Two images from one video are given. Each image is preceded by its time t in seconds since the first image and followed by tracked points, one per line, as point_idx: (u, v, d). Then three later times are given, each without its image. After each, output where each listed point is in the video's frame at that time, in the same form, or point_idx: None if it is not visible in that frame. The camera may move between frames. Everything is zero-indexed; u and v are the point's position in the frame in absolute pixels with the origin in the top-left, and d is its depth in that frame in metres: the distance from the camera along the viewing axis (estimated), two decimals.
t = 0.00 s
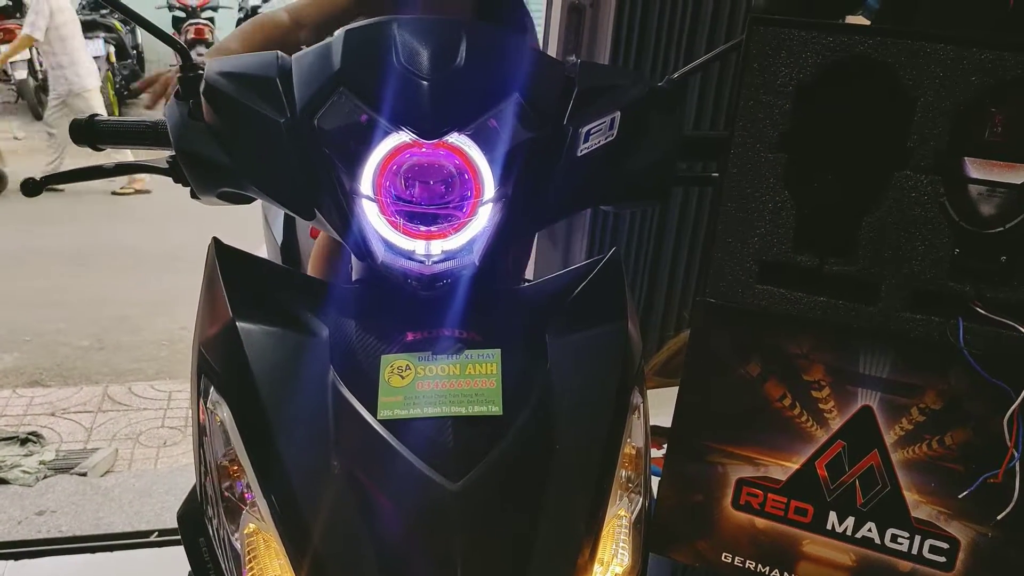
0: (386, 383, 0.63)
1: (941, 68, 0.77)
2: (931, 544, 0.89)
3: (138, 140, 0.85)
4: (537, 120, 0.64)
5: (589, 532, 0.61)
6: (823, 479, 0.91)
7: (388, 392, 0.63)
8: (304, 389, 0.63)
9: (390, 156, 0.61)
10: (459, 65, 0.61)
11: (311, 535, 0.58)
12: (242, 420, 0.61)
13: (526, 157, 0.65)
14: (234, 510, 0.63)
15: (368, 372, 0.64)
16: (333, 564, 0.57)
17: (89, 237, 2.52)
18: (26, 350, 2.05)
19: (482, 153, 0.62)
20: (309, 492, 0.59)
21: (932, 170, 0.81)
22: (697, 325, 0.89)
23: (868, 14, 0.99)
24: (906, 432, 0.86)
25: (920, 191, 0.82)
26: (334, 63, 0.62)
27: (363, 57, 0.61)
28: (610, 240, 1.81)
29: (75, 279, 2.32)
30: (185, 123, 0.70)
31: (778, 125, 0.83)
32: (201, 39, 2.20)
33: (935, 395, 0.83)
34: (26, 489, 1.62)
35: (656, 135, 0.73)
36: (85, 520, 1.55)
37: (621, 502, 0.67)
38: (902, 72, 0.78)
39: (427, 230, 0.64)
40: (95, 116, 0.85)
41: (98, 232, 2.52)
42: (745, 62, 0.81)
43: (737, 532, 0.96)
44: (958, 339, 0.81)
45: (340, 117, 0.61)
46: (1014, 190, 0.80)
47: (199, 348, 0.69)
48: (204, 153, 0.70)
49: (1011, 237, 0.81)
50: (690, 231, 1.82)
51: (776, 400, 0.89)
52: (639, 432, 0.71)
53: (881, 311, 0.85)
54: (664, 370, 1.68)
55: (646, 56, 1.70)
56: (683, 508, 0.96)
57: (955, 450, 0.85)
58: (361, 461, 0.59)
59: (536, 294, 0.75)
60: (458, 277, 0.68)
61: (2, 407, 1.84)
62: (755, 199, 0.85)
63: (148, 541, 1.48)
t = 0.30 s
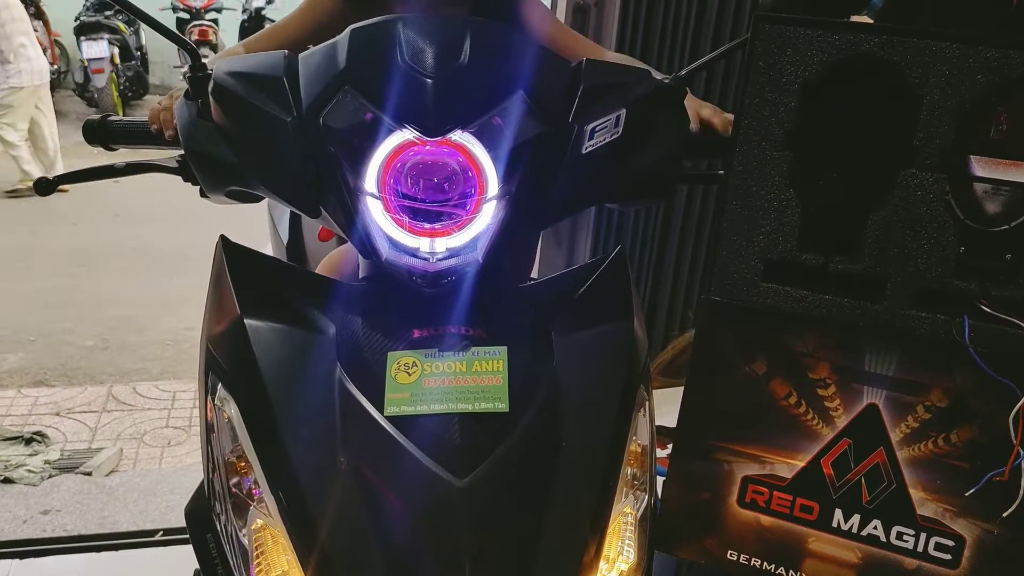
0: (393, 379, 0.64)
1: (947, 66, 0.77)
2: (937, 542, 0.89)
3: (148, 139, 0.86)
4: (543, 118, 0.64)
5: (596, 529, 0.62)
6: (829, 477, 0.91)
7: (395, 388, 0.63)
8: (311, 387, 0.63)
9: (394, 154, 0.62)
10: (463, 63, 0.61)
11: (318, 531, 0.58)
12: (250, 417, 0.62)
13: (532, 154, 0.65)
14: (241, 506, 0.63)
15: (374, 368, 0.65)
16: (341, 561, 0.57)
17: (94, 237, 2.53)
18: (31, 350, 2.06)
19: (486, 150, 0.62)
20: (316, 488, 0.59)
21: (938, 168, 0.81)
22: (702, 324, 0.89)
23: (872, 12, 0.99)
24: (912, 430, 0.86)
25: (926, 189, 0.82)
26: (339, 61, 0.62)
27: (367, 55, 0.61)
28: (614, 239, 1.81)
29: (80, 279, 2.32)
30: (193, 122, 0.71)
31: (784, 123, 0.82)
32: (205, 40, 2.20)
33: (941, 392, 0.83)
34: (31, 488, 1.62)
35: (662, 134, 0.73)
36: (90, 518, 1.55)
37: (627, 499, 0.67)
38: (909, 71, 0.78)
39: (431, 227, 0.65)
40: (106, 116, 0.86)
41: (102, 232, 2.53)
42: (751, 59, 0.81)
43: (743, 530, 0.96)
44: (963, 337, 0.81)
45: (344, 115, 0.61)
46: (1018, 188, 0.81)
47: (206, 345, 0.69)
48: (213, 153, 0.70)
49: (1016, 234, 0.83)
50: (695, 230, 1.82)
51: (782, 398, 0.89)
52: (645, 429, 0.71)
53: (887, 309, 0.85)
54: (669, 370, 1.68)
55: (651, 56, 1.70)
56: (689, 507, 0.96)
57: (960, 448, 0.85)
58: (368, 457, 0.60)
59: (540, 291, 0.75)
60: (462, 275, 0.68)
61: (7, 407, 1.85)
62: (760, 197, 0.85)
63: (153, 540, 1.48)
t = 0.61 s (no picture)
0: (403, 382, 0.64)
1: (958, 69, 0.77)
2: (948, 544, 0.89)
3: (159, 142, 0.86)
4: (554, 119, 0.64)
5: (607, 530, 0.62)
6: (840, 479, 0.91)
7: (406, 390, 0.63)
8: (320, 387, 0.63)
9: (404, 156, 0.62)
10: (472, 66, 0.61)
11: (329, 533, 0.58)
12: (261, 419, 0.62)
13: (542, 155, 0.64)
14: (252, 508, 0.63)
15: (385, 370, 0.65)
16: (351, 563, 0.57)
17: (101, 237, 2.54)
18: (39, 349, 2.06)
19: (496, 153, 0.62)
20: (326, 489, 0.59)
21: (950, 170, 0.80)
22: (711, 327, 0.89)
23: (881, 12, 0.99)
24: (924, 433, 0.86)
25: (937, 192, 0.81)
26: (349, 63, 0.62)
27: (377, 58, 0.61)
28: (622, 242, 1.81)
29: (88, 279, 2.33)
30: (203, 125, 0.71)
31: (794, 125, 0.82)
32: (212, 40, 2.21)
33: (953, 395, 0.83)
34: (39, 487, 1.63)
35: (672, 135, 0.73)
36: (98, 518, 1.56)
37: (637, 501, 0.67)
38: (919, 73, 0.78)
39: (441, 229, 0.65)
40: (117, 118, 0.86)
41: (110, 232, 2.54)
42: (761, 61, 0.80)
43: (753, 532, 0.96)
44: (974, 341, 0.81)
45: (355, 118, 0.61)
46: None
47: (217, 347, 0.69)
48: (223, 155, 0.71)
49: None
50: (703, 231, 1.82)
51: (793, 400, 0.89)
52: (654, 432, 0.71)
53: (898, 311, 0.84)
54: (678, 370, 1.68)
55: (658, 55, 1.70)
56: (701, 508, 0.96)
57: (972, 450, 0.85)
58: (378, 459, 0.60)
59: (550, 292, 0.75)
60: (472, 277, 0.68)
61: (15, 406, 1.86)
62: (769, 199, 0.85)
63: (161, 539, 1.49)
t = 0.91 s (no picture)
0: (409, 386, 0.63)
1: (971, 75, 0.76)
2: (960, 553, 0.89)
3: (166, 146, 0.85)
4: (562, 121, 0.64)
5: (614, 537, 0.61)
6: (851, 487, 0.92)
7: (411, 395, 0.63)
8: (326, 391, 0.62)
9: (410, 159, 0.61)
10: (479, 69, 0.61)
11: (334, 538, 0.58)
12: (266, 423, 0.61)
13: (549, 158, 0.64)
14: (257, 513, 0.63)
15: (392, 375, 0.64)
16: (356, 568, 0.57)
17: (108, 239, 2.54)
18: (47, 350, 2.07)
19: (503, 156, 0.62)
20: (331, 493, 0.58)
21: (963, 178, 0.79)
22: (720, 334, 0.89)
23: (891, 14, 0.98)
24: (937, 441, 0.86)
25: (950, 198, 0.80)
26: (356, 66, 0.62)
27: (385, 61, 0.61)
28: (628, 245, 1.80)
29: (95, 280, 2.34)
30: (209, 128, 0.71)
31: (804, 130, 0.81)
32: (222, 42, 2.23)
33: (965, 403, 0.84)
34: (46, 488, 1.63)
35: (681, 137, 0.73)
36: (105, 519, 1.56)
37: (644, 508, 0.66)
38: (932, 78, 0.77)
39: (447, 232, 0.64)
40: (124, 120, 0.86)
41: (117, 233, 2.54)
42: (772, 64, 0.79)
43: (762, 540, 0.96)
44: (989, 349, 0.80)
45: (362, 120, 0.61)
46: None
47: (221, 350, 0.69)
48: (228, 157, 0.70)
49: None
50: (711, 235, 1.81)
51: (804, 408, 0.89)
52: (663, 438, 0.70)
53: (912, 319, 0.83)
54: (687, 373, 1.68)
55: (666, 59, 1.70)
56: (708, 516, 0.96)
57: (985, 460, 0.85)
58: (384, 464, 0.59)
59: (557, 296, 0.74)
60: (479, 280, 0.68)
61: (22, 408, 1.86)
62: (780, 205, 0.84)
63: (167, 541, 1.49)
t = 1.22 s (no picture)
0: (413, 387, 0.63)
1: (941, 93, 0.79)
2: (952, 558, 0.92)
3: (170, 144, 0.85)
4: (567, 120, 0.63)
5: (618, 539, 0.60)
6: (843, 495, 0.96)
7: (415, 396, 0.62)
8: (328, 391, 0.62)
9: (414, 158, 0.61)
10: (485, 67, 0.60)
11: (336, 540, 0.57)
12: (269, 424, 0.61)
13: (553, 158, 0.63)
14: (259, 514, 0.63)
15: (395, 376, 0.64)
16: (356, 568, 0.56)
17: (112, 237, 2.54)
18: (50, 348, 2.07)
19: (508, 156, 0.61)
20: (333, 493, 0.58)
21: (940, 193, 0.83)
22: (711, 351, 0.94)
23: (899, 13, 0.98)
24: (923, 448, 0.90)
25: (929, 213, 0.84)
26: (360, 64, 0.61)
27: (389, 58, 0.61)
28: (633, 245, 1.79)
29: (99, 278, 2.34)
30: (213, 126, 0.70)
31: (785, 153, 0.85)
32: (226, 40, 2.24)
33: (948, 413, 0.88)
34: (49, 486, 1.63)
35: (688, 136, 0.72)
36: (107, 518, 1.56)
37: (649, 511, 0.66)
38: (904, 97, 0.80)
39: (451, 232, 0.64)
40: (128, 118, 0.85)
41: (121, 231, 2.54)
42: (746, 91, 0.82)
43: (761, 546, 1.00)
44: (968, 358, 0.85)
45: (367, 120, 0.61)
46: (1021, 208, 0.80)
47: (224, 350, 0.69)
48: (231, 155, 0.70)
49: None
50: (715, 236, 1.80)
51: (794, 420, 0.94)
52: (667, 439, 0.69)
53: (895, 331, 0.88)
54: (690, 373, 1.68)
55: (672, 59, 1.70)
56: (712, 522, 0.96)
57: (971, 466, 0.89)
58: (388, 465, 0.59)
59: (563, 298, 0.74)
60: (483, 281, 0.67)
61: (25, 405, 1.86)
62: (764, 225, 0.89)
63: (170, 540, 1.48)
